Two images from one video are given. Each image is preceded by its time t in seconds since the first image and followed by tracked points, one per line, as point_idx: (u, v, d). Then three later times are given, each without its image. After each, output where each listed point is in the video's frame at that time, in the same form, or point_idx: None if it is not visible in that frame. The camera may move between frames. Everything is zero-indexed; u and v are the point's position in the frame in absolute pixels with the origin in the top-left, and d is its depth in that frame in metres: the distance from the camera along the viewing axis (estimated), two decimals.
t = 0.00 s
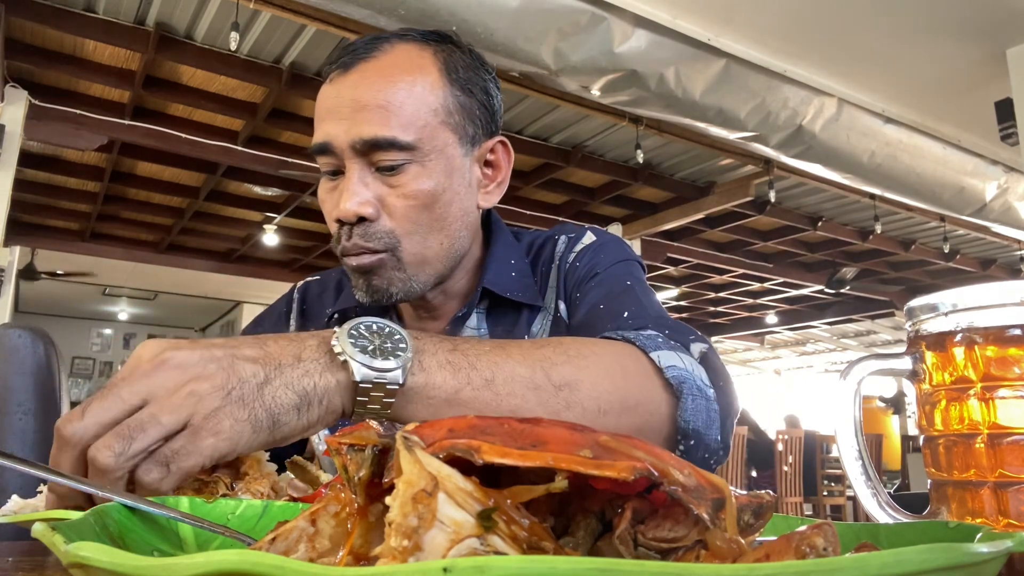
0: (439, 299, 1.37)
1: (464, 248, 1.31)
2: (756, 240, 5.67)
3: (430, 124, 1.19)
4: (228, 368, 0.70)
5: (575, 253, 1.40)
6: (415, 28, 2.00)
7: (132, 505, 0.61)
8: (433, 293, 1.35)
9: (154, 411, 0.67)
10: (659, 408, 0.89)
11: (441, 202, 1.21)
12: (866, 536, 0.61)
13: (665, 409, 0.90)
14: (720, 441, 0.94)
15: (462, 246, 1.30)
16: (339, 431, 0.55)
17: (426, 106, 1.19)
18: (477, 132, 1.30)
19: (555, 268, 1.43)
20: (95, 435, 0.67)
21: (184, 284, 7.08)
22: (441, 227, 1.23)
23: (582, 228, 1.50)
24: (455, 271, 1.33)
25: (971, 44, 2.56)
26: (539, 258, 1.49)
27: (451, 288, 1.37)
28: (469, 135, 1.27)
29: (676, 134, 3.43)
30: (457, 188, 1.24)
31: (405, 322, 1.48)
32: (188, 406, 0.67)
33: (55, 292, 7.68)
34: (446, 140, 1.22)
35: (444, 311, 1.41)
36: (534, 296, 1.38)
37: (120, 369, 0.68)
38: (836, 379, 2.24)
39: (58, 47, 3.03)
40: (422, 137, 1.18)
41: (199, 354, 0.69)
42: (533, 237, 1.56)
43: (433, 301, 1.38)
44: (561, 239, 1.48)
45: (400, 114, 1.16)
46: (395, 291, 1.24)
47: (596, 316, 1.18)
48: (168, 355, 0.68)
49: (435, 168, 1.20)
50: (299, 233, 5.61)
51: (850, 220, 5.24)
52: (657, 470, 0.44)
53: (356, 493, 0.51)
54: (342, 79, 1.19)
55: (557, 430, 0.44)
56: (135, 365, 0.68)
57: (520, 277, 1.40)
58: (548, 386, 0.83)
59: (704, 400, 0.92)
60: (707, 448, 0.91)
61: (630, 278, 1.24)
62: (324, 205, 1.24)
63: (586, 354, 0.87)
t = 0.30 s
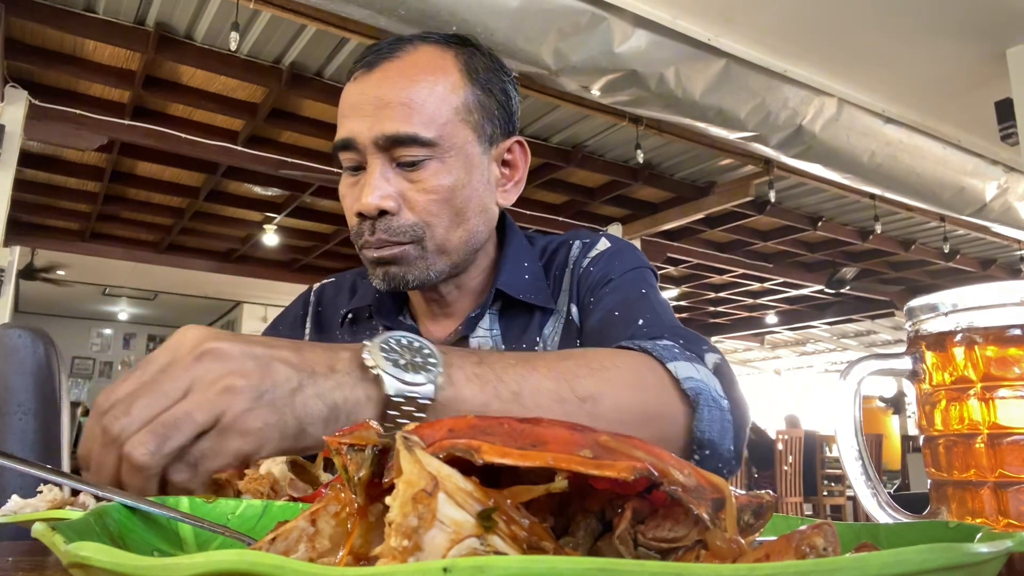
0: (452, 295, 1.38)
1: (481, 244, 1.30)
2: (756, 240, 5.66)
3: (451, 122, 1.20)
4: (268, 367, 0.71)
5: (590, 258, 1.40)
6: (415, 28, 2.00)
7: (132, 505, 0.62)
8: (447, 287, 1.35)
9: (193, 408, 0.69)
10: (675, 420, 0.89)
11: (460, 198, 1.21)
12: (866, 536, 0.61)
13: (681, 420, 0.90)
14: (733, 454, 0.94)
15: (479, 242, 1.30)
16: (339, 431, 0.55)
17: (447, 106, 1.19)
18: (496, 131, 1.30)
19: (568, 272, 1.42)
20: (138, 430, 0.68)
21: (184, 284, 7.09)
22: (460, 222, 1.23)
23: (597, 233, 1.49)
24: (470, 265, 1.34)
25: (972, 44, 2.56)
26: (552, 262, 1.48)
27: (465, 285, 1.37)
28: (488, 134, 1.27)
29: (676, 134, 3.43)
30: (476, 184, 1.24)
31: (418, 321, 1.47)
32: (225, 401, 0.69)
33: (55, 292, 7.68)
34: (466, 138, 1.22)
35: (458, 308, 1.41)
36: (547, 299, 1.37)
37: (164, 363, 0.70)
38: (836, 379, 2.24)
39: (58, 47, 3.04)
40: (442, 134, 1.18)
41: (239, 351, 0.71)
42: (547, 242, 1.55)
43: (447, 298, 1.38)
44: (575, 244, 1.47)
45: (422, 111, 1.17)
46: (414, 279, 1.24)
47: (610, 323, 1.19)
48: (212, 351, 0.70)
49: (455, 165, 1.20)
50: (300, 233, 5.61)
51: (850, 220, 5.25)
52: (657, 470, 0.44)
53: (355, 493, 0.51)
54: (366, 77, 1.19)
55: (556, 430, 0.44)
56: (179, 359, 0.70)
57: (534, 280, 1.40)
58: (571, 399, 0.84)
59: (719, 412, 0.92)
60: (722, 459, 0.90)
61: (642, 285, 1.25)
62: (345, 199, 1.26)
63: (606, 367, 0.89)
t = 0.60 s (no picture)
0: (464, 292, 1.37)
1: (493, 241, 1.29)
2: (756, 240, 5.66)
3: (460, 120, 1.20)
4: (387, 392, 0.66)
5: (608, 268, 1.40)
6: (415, 28, 2.00)
7: (132, 505, 0.62)
8: (458, 284, 1.34)
9: (316, 423, 0.64)
10: (725, 452, 0.92)
11: (471, 194, 1.20)
12: (867, 536, 0.61)
13: (730, 452, 0.92)
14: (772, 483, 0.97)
15: (491, 239, 1.28)
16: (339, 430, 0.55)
17: (456, 103, 1.20)
18: (504, 130, 1.30)
19: (584, 279, 1.41)
20: (257, 432, 0.63)
21: (184, 284, 7.09)
22: (472, 218, 1.21)
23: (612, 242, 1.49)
24: (482, 263, 1.32)
25: (972, 44, 2.56)
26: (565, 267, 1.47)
27: (476, 283, 1.36)
28: (496, 132, 1.27)
29: (676, 134, 3.44)
30: (486, 181, 1.23)
31: (429, 320, 1.45)
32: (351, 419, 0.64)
33: (55, 292, 7.69)
34: (475, 135, 1.22)
35: (469, 307, 1.40)
36: (560, 303, 1.37)
37: (288, 368, 0.62)
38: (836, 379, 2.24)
39: (59, 47, 3.04)
40: (452, 132, 1.18)
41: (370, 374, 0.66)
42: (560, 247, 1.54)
43: (458, 294, 1.37)
44: (591, 251, 1.47)
45: (432, 109, 1.17)
46: (430, 278, 1.22)
47: (643, 345, 1.20)
48: (346, 371, 0.64)
49: (465, 161, 1.19)
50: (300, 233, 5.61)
51: (850, 220, 5.25)
52: (657, 470, 0.43)
53: (355, 492, 0.51)
54: (376, 78, 1.20)
55: (556, 430, 0.44)
56: (310, 368, 0.62)
57: (546, 284, 1.39)
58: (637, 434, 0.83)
59: (763, 446, 0.95)
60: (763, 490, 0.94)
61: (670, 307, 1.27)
62: (357, 199, 1.25)
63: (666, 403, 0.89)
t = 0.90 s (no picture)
0: (462, 296, 1.36)
1: (492, 243, 1.29)
2: (756, 240, 5.66)
3: (458, 124, 1.19)
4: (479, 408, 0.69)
5: (613, 272, 1.40)
6: (415, 28, 2.00)
7: (132, 505, 0.62)
8: (458, 289, 1.34)
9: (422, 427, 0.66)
10: (754, 474, 0.95)
11: (470, 198, 1.20)
12: (867, 536, 0.61)
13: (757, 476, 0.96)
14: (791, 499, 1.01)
15: (490, 242, 1.28)
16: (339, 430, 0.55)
17: (454, 108, 1.19)
18: (502, 132, 1.30)
19: (588, 282, 1.41)
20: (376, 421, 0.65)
21: (184, 284, 7.09)
22: (472, 221, 1.22)
23: (615, 245, 1.50)
24: (479, 265, 1.32)
25: (971, 44, 2.56)
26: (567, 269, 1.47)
27: (475, 286, 1.35)
28: (494, 135, 1.27)
29: (676, 134, 3.44)
30: (484, 184, 1.23)
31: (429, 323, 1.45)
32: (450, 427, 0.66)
33: (55, 292, 7.69)
34: (473, 139, 1.21)
35: (469, 309, 1.39)
36: (561, 305, 1.37)
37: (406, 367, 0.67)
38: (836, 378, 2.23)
39: (59, 47, 3.04)
40: (450, 136, 1.18)
41: (478, 395, 0.69)
42: (559, 246, 1.54)
43: (456, 297, 1.36)
44: (594, 254, 1.47)
45: (430, 114, 1.16)
46: (429, 283, 1.22)
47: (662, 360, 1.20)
48: (458, 387, 0.67)
49: (463, 165, 1.19)
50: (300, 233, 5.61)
51: (850, 220, 5.24)
52: (657, 470, 0.43)
53: (355, 492, 0.51)
54: (372, 82, 1.20)
55: (556, 430, 0.44)
56: (429, 373, 0.66)
57: (546, 285, 1.39)
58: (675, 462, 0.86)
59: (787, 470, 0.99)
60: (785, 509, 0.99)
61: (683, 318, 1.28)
62: (354, 204, 1.24)
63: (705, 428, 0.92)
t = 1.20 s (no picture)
0: (440, 300, 1.36)
1: (465, 247, 1.28)
2: (756, 240, 5.67)
3: (427, 126, 1.18)
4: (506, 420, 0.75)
5: (598, 271, 1.40)
6: (415, 28, 2.00)
7: (132, 505, 0.62)
8: (434, 295, 1.33)
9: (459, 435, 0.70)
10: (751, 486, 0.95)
11: (442, 203, 1.19)
12: (866, 535, 0.61)
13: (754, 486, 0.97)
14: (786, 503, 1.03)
15: (462, 247, 1.28)
16: (339, 431, 0.55)
17: (421, 109, 1.17)
18: (474, 132, 1.29)
19: (572, 280, 1.41)
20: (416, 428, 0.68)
21: (184, 284, 7.08)
22: (444, 228, 1.21)
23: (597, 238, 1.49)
24: (456, 270, 1.31)
25: (971, 44, 2.56)
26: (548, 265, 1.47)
27: (454, 290, 1.35)
28: (465, 135, 1.26)
29: (676, 134, 3.44)
30: (457, 188, 1.22)
31: (407, 329, 1.44)
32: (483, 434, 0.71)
33: (55, 292, 7.69)
34: (443, 141, 1.20)
35: (447, 314, 1.39)
36: (543, 305, 1.37)
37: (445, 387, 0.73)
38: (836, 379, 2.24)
39: (59, 47, 3.04)
40: (418, 140, 1.16)
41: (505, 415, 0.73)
42: (538, 239, 1.54)
43: (435, 304, 1.35)
44: (576, 250, 1.46)
45: (397, 117, 1.14)
46: (402, 293, 1.22)
47: (660, 377, 1.19)
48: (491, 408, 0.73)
49: (433, 169, 1.18)
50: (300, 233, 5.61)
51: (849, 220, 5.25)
52: (657, 470, 0.43)
53: (356, 492, 0.51)
54: (337, 82, 1.17)
55: (556, 430, 0.44)
56: (467, 393, 0.72)
57: (524, 284, 1.39)
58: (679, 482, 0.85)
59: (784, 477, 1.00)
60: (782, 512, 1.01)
61: (675, 324, 1.28)
62: (321, 211, 1.22)
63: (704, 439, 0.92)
